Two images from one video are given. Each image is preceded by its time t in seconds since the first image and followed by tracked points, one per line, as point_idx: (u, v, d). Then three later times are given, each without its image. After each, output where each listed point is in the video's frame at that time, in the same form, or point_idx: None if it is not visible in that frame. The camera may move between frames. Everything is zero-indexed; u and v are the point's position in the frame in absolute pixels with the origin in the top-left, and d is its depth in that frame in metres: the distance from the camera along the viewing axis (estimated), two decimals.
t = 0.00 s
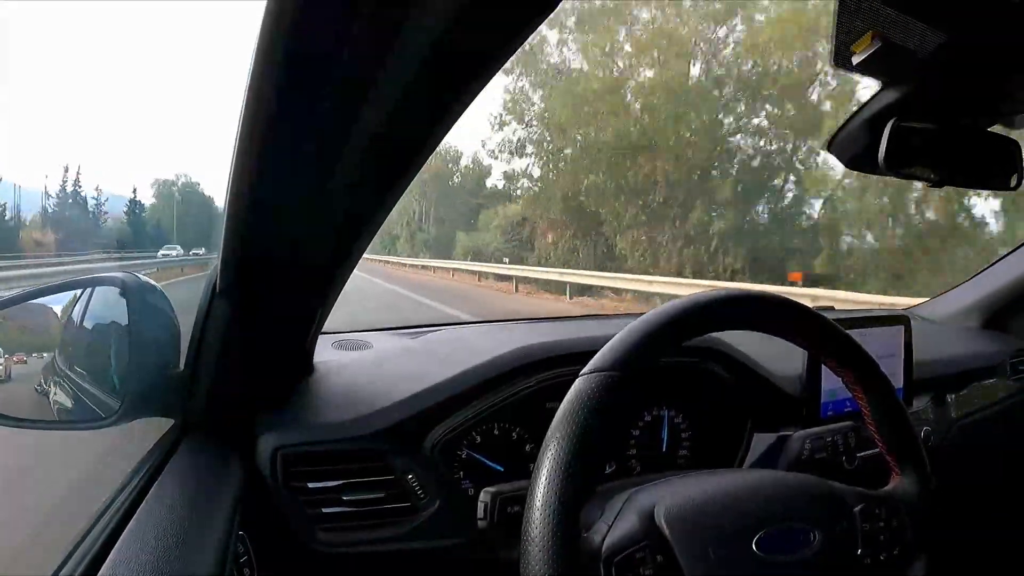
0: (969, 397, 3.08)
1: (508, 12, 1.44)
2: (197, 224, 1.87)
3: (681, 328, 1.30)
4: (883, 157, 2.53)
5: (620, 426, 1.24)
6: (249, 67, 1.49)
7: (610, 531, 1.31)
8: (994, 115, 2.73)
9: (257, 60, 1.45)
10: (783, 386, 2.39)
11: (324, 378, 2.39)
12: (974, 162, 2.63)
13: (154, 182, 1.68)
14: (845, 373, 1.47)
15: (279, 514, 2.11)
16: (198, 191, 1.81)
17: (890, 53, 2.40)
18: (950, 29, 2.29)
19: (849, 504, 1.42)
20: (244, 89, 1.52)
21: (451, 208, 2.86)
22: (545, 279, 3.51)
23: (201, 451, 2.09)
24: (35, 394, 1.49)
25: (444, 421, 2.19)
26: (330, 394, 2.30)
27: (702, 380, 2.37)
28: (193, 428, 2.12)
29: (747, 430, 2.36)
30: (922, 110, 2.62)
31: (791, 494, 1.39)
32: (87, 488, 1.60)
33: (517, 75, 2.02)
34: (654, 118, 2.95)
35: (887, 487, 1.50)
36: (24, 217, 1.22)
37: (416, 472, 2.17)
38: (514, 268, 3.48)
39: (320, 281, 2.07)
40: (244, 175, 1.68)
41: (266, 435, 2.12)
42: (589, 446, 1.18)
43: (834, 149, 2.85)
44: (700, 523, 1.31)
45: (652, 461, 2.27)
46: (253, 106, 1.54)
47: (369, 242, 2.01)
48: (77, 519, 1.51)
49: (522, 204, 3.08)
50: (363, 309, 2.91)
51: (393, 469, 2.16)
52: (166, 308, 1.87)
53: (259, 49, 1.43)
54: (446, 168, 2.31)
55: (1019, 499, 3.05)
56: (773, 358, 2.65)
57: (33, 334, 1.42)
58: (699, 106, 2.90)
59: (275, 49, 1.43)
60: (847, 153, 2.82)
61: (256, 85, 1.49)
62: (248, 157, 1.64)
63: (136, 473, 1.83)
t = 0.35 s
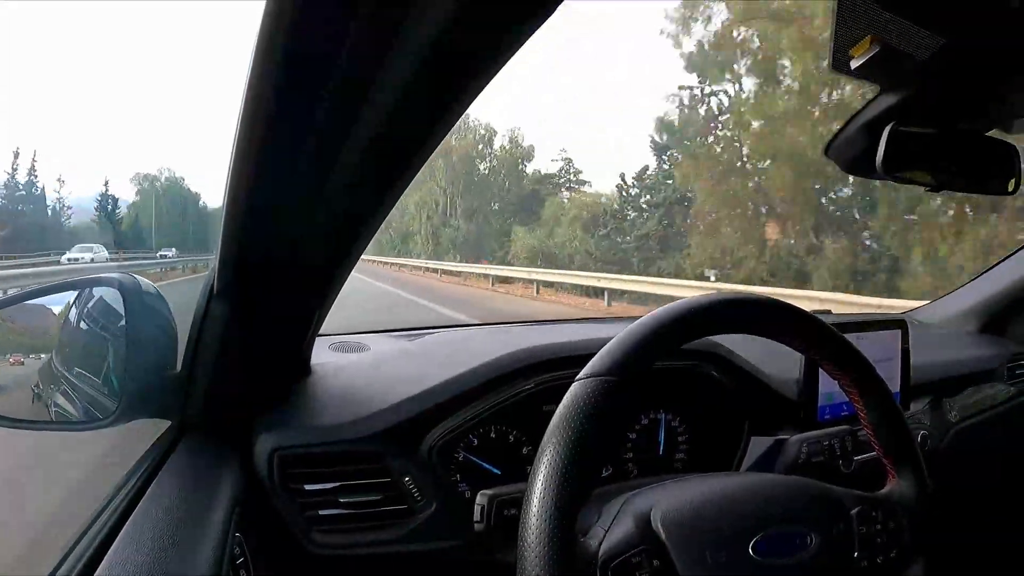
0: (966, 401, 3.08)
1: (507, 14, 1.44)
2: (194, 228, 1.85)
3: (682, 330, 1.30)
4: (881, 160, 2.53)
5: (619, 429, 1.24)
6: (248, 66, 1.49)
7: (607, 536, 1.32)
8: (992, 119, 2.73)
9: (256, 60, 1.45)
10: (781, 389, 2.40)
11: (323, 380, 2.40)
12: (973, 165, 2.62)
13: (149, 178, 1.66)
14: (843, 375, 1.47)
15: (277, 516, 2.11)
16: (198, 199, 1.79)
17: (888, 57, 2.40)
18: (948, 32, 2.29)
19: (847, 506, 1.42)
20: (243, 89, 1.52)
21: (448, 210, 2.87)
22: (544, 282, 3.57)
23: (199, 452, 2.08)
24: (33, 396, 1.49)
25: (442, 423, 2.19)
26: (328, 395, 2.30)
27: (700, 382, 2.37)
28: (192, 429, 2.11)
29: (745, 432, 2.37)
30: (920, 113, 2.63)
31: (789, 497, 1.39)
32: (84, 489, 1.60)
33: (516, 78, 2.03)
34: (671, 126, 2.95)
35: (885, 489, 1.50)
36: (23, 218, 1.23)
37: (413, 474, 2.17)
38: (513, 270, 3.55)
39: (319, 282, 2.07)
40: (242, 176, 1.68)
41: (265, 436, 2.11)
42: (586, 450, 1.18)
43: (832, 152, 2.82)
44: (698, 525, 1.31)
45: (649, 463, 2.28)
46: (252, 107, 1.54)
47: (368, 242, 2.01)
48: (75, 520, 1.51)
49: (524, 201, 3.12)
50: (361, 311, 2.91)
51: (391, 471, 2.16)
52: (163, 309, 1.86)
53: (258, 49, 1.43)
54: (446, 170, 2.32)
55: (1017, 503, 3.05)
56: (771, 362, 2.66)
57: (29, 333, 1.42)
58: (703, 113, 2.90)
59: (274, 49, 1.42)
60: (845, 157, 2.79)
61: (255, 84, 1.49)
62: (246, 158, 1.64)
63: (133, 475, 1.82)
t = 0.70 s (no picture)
0: (964, 401, 3.08)
1: (506, 17, 1.44)
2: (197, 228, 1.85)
3: (678, 332, 1.30)
4: (880, 161, 2.53)
5: (616, 430, 1.24)
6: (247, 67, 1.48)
7: (605, 538, 1.31)
8: (989, 120, 2.73)
9: (254, 61, 1.45)
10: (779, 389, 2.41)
11: (321, 380, 2.40)
12: (973, 164, 2.62)
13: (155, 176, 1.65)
14: (841, 375, 1.47)
15: (275, 516, 2.10)
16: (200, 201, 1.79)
17: (885, 58, 2.40)
18: (945, 34, 2.29)
19: (844, 506, 1.42)
20: (241, 88, 1.51)
21: (447, 211, 2.87)
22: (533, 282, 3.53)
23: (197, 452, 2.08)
24: (31, 395, 1.49)
25: (440, 423, 2.19)
26: (326, 395, 2.30)
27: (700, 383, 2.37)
28: (189, 429, 2.10)
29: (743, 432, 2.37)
30: (920, 114, 2.64)
31: (787, 496, 1.39)
32: (84, 489, 1.60)
33: (513, 78, 2.03)
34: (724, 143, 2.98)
35: (882, 488, 1.50)
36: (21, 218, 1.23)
37: (411, 473, 2.17)
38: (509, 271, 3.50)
39: (318, 281, 2.07)
40: (241, 175, 1.68)
41: (263, 436, 2.12)
42: (585, 450, 1.18)
43: (831, 151, 2.86)
44: (696, 524, 1.31)
45: (649, 463, 2.28)
46: (251, 106, 1.53)
47: (367, 242, 2.01)
48: (73, 519, 1.51)
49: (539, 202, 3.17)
50: (359, 312, 2.91)
51: (390, 470, 2.16)
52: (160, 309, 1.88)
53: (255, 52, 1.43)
54: (446, 171, 2.32)
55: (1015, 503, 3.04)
56: (770, 362, 2.66)
57: (32, 333, 1.43)
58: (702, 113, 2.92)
59: (271, 51, 1.42)
60: (845, 154, 2.84)
61: (253, 84, 1.48)
62: (245, 157, 1.63)
63: (132, 474, 1.83)
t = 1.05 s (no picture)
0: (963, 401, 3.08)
1: (504, 18, 1.44)
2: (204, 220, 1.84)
3: (675, 334, 1.30)
4: (879, 161, 2.54)
5: (614, 432, 1.24)
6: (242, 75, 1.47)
7: (604, 541, 1.29)
8: (983, 120, 2.74)
9: (249, 69, 1.44)
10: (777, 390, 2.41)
11: (320, 381, 2.40)
12: (971, 163, 2.62)
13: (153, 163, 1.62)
14: (837, 375, 1.47)
15: (273, 517, 2.10)
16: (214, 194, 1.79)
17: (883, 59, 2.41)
18: (941, 35, 2.30)
19: (842, 505, 1.43)
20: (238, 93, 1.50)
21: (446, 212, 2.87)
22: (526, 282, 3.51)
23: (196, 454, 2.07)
24: (30, 396, 1.51)
25: (439, 423, 2.19)
26: (326, 396, 2.30)
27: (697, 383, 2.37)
28: (187, 430, 2.10)
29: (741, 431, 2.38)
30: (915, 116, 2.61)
31: (786, 496, 1.39)
32: (83, 490, 1.60)
33: (512, 78, 2.04)
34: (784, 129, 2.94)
35: (880, 486, 1.51)
36: None
37: (410, 473, 2.17)
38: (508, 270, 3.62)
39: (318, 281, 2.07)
40: (239, 178, 1.67)
41: (262, 437, 2.12)
42: (584, 452, 1.18)
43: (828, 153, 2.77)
44: (695, 524, 1.31)
45: (648, 462, 2.28)
46: (247, 111, 1.52)
47: (366, 241, 2.02)
48: (72, 519, 1.52)
49: (588, 171, 3.25)
50: (357, 312, 2.91)
51: (389, 471, 2.16)
52: (159, 310, 1.87)
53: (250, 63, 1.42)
54: (442, 172, 2.32)
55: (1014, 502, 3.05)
56: (768, 363, 2.66)
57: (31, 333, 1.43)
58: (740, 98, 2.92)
59: (265, 59, 1.41)
60: (840, 157, 2.77)
61: (249, 90, 1.48)
62: (243, 161, 1.63)
63: (132, 474, 1.83)
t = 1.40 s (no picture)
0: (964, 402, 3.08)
1: (505, 19, 1.44)
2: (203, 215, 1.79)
3: (676, 335, 1.30)
4: (881, 162, 2.53)
5: (615, 432, 1.24)
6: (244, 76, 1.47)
7: (605, 540, 1.31)
8: (985, 121, 2.74)
9: (249, 71, 1.44)
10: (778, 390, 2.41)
11: (321, 381, 2.40)
12: (973, 164, 2.63)
13: (148, 160, 1.56)
14: (838, 376, 1.47)
15: (274, 517, 2.09)
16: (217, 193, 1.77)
17: (885, 59, 2.41)
18: (943, 36, 2.30)
19: (843, 505, 1.43)
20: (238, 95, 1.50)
21: (448, 214, 2.87)
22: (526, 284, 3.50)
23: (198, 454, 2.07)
24: (30, 395, 1.50)
25: (439, 424, 2.18)
26: (326, 396, 2.30)
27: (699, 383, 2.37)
28: (187, 430, 2.09)
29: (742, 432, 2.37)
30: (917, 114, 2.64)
31: (787, 496, 1.39)
32: (84, 490, 1.60)
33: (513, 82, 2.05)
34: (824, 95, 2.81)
35: (881, 486, 1.51)
36: None
37: (411, 474, 2.17)
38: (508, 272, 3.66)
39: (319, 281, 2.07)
40: (240, 178, 1.67)
41: (263, 437, 2.11)
42: (586, 453, 1.18)
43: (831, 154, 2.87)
44: (696, 525, 1.31)
45: (649, 462, 2.28)
46: (247, 113, 1.53)
47: (368, 241, 2.02)
48: (72, 519, 1.51)
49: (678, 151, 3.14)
50: (358, 313, 2.90)
51: (390, 471, 2.16)
52: (160, 310, 1.88)
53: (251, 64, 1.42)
54: (445, 173, 2.32)
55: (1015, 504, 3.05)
56: (769, 364, 2.66)
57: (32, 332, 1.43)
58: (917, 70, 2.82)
59: (265, 62, 1.41)
60: (841, 160, 2.86)
61: (249, 93, 1.48)
62: (244, 161, 1.63)
63: (132, 474, 1.83)
